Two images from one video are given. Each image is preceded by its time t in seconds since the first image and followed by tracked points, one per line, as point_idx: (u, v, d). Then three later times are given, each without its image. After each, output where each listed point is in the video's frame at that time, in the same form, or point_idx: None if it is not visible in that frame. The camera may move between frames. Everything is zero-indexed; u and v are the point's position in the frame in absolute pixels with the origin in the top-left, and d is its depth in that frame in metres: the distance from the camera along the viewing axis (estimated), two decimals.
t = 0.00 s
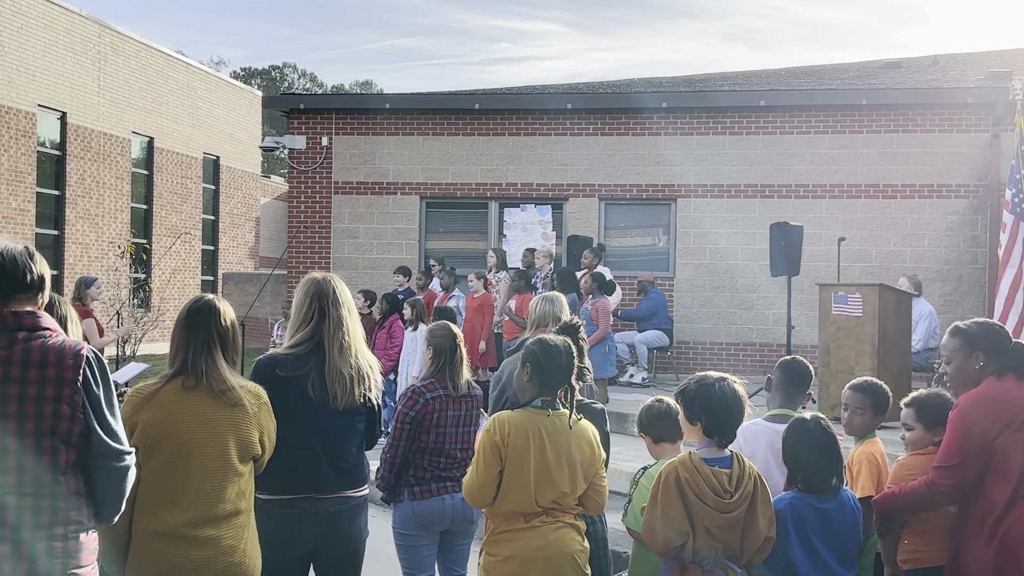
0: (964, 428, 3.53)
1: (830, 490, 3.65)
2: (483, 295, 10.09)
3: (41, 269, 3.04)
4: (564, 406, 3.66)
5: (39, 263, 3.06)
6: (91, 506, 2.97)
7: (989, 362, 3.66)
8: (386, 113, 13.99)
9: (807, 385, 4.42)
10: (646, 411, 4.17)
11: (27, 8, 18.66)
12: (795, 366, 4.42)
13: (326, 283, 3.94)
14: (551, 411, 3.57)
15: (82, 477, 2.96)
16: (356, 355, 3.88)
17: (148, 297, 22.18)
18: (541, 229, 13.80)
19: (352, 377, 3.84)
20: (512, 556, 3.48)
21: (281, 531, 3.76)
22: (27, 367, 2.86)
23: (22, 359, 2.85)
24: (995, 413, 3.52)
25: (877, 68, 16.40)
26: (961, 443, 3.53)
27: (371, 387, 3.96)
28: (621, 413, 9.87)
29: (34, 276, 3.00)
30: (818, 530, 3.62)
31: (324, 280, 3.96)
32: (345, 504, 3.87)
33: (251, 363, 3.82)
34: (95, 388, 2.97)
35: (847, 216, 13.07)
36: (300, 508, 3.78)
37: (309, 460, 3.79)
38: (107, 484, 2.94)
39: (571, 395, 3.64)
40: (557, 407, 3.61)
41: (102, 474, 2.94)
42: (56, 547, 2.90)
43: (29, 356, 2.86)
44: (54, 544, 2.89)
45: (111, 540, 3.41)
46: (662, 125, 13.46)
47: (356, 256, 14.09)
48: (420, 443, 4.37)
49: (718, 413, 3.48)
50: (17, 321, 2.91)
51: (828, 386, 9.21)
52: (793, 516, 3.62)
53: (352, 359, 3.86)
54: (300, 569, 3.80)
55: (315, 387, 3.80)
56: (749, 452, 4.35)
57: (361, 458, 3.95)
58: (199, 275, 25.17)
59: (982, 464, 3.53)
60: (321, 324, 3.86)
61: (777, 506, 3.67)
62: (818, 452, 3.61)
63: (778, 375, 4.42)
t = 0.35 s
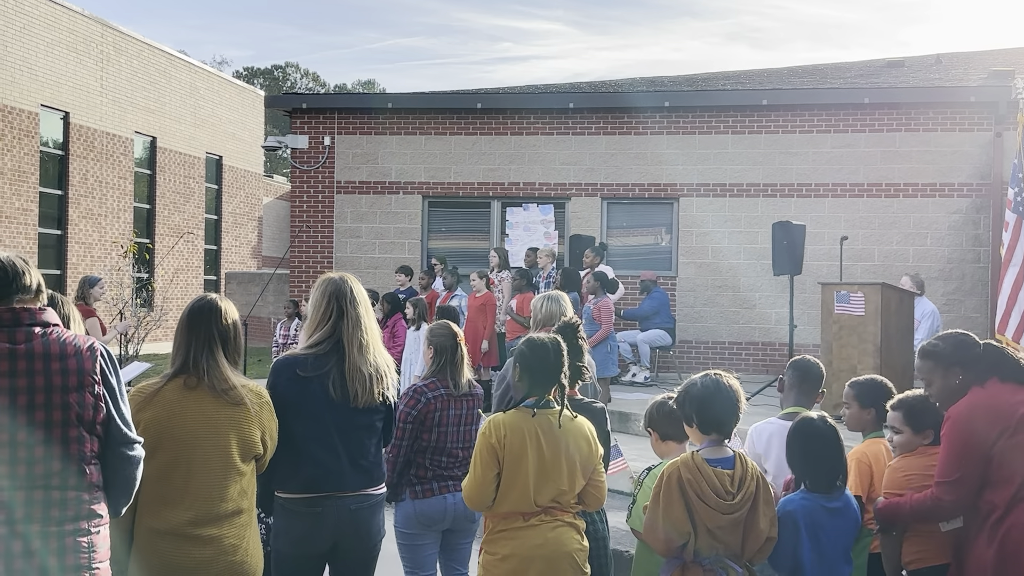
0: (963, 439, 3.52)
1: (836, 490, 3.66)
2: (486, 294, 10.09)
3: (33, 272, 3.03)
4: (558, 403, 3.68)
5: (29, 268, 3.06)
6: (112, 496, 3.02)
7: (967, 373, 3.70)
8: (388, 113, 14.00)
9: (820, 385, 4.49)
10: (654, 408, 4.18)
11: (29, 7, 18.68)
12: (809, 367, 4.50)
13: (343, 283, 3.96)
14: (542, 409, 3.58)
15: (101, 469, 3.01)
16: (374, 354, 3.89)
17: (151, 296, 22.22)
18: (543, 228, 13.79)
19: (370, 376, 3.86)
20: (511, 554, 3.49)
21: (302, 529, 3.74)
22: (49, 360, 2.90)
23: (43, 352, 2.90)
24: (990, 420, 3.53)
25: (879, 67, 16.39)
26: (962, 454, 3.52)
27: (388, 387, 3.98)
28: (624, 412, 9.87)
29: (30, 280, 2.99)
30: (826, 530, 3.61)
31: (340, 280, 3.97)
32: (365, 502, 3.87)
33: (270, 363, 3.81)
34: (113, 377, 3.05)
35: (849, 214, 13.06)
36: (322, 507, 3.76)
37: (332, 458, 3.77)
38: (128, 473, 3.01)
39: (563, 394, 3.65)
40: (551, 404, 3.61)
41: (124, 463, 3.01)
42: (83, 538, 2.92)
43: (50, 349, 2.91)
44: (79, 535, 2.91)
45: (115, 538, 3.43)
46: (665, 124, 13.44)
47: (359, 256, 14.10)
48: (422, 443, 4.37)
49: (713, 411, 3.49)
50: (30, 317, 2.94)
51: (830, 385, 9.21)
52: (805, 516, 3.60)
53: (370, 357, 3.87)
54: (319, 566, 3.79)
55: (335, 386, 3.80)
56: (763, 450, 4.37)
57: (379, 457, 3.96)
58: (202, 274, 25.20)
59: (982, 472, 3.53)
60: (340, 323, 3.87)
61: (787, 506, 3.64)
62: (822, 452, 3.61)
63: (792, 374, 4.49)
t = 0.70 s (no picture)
0: (960, 447, 3.52)
1: (843, 491, 3.66)
2: (489, 294, 10.09)
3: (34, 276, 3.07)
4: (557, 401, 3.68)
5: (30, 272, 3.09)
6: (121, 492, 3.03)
7: (955, 385, 3.66)
8: (391, 113, 14.00)
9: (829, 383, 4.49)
10: (660, 408, 4.14)
11: (32, 8, 18.71)
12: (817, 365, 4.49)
13: (351, 282, 3.96)
14: (541, 409, 3.59)
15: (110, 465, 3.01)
16: (381, 354, 3.90)
17: (155, 296, 22.24)
18: (546, 228, 13.81)
19: (378, 376, 3.86)
20: (512, 554, 3.49)
21: (311, 530, 3.74)
22: (54, 356, 2.91)
23: (48, 349, 2.91)
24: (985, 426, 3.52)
25: (883, 67, 16.36)
26: (960, 461, 3.52)
27: (394, 386, 3.99)
28: (627, 413, 9.88)
29: (32, 283, 3.04)
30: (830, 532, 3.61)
31: (348, 280, 3.97)
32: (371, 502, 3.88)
33: (278, 362, 3.80)
34: (118, 370, 3.06)
35: (853, 215, 13.04)
36: (330, 506, 3.77)
37: (340, 459, 3.78)
38: (136, 468, 3.02)
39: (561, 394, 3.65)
40: (551, 404, 3.62)
41: (133, 458, 3.02)
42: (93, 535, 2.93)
43: (54, 346, 2.92)
44: (90, 533, 2.91)
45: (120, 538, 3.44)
46: (668, 124, 13.43)
47: (362, 256, 14.11)
48: (425, 443, 4.38)
49: (700, 409, 3.53)
50: (34, 316, 2.96)
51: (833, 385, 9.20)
52: (814, 514, 3.61)
53: (378, 357, 3.88)
54: (325, 567, 3.78)
55: (344, 386, 3.81)
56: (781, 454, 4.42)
57: (385, 457, 3.98)
58: (205, 274, 25.22)
59: (981, 478, 3.53)
60: (348, 322, 3.87)
61: (793, 506, 3.66)
62: (823, 453, 3.60)
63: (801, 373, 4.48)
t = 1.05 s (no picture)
0: (962, 452, 3.49)
1: (843, 493, 3.62)
2: (492, 295, 10.07)
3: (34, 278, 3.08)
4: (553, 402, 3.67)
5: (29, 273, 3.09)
6: (119, 492, 3.00)
7: (953, 389, 3.64)
8: (395, 114, 14.00)
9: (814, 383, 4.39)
10: (663, 408, 4.16)
11: (36, 8, 18.75)
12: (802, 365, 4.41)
13: (340, 282, 3.95)
14: (537, 410, 3.58)
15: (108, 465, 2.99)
16: (368, 355, 3.87)
17: (158, 297, 22.26)
18: (550, 230, 13.79)
19: (364, 377, 3.84)
20: (511, 555, 3.48)
21: (291, 532, 3.76)
22: (53, 355, 2.91)
23: (46, 348, 2.91)
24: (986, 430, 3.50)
25: (888, 68, 16.32)
26: (961, 466, 3.50)
27: (383, 388, 3.97)
28: (629, 414, 9.87)
29: (32, 285, 3.04)
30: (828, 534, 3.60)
31: (337, 280, 3.96)
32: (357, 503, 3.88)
33: (264, 361, 3.81)
34: (117, 369, 3.04)
35: (857, 217, 13.02)
36: (313, 507, 3.78)
37: (323, 459, 3.80)
38: (134, 468, 3.00)
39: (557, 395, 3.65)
40: (547, 406, 3.61)
41: (132, 458, 3.00)
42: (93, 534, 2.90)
43: (52, 345, 2.92)
44: (89, 532, 2.89)
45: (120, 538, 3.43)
46: (671, 125, 13.41)
47: (365, 257, 14.11)
48: (426, 445, 4.36)
49: (693, 411, 3.53)
50: (33, 316, 2.96)
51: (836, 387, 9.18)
52: (808, 517, 3.60)
53: (364, 358, 3.85)
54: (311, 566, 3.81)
55: (329, 385, 3.80)
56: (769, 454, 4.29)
57: (371, 459, 3.97)
58: (208, 276, 25.24)
59: (982, 482, 3.51)
60: (335, 321, 3.86)
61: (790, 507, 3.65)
62: (822, 454, 3.61)
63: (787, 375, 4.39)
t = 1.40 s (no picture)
0: (952, 456, 3.50)
1: (836, 497, 3.59)
2: (492, 298, 10.06)
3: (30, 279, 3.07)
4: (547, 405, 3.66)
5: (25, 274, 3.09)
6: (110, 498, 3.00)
7: (943, 396, 3.65)
8: (396, 117, 14.00)
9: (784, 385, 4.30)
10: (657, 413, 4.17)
11: (38, 11, 18.79)
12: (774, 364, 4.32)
13: (323, 286, 3.94)
14: (528, 414, 3.57)
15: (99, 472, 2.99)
16: (348, 360, 3.86)
17: (159, 300, 22.26)
18: (550, 232, 13.77)
19: (341, 383, 3.82)
20: (503, 558, 3.47)
21: (264, 536, 3.77)
22: (46, 362, 2.89)
23: (39, 354, 2.89)
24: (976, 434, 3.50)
25: (889, 72, 16.29)
26: (955, 470, 3.50)
27: (363, 393, 3.95)
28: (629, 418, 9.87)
29: (29, 286, 3.04)
30: (818, 539, 3.57)
31: (321, 284, 3.96)
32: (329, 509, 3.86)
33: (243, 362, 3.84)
34: (110, 376, 3.03)
35: (858, 220, 12.99)
36: (284, 513, 3.79)
37: (294, 462, 3.80)
38: (125, 475, 2.99)
39: (551, 397, 3.64)
40: (541, 410, 3.60)
41: (122, 466, 2.99)
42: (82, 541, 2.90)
43: (46, 351, 2.90)
44: (79, 539, 2.89)
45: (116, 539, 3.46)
46: (672, 128, 13.40)
47: (365, 260, 14.11)
48: (423, 449, 4.35)
49: (682, 418, 3.54)
50: (27, 321, 2.94)
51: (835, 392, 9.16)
52: (793, 518, 3.59)
53: (343, 363, 3.84)
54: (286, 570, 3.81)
55: (305, 389, 3.81)
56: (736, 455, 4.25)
57: (347, 465, 3.94)
58: (209, 278, 25.26)
59: (976, 486, 3.50)
60: (314, 326, 3.86)
61: (778, 507, 3.65)
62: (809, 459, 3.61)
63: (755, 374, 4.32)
